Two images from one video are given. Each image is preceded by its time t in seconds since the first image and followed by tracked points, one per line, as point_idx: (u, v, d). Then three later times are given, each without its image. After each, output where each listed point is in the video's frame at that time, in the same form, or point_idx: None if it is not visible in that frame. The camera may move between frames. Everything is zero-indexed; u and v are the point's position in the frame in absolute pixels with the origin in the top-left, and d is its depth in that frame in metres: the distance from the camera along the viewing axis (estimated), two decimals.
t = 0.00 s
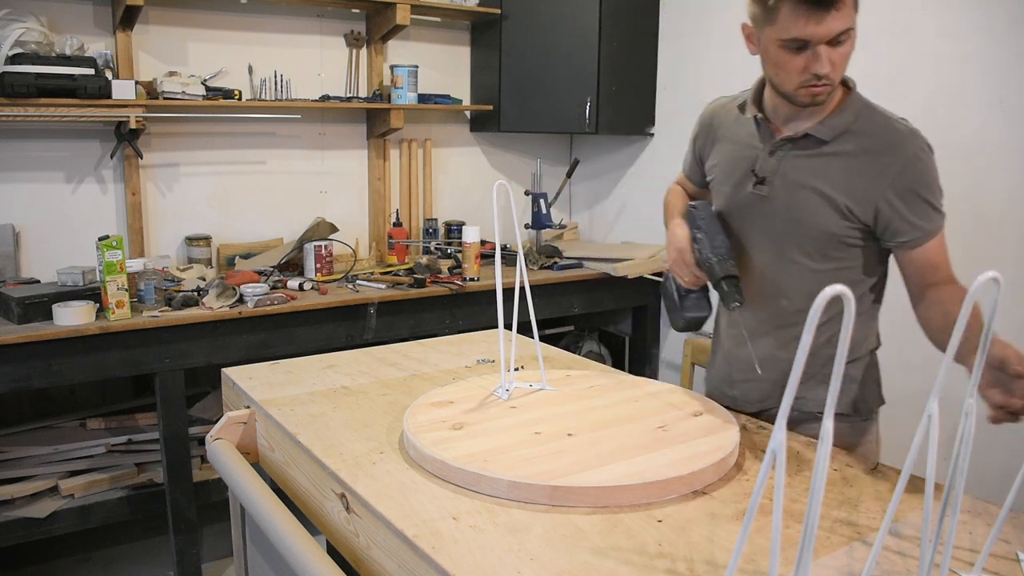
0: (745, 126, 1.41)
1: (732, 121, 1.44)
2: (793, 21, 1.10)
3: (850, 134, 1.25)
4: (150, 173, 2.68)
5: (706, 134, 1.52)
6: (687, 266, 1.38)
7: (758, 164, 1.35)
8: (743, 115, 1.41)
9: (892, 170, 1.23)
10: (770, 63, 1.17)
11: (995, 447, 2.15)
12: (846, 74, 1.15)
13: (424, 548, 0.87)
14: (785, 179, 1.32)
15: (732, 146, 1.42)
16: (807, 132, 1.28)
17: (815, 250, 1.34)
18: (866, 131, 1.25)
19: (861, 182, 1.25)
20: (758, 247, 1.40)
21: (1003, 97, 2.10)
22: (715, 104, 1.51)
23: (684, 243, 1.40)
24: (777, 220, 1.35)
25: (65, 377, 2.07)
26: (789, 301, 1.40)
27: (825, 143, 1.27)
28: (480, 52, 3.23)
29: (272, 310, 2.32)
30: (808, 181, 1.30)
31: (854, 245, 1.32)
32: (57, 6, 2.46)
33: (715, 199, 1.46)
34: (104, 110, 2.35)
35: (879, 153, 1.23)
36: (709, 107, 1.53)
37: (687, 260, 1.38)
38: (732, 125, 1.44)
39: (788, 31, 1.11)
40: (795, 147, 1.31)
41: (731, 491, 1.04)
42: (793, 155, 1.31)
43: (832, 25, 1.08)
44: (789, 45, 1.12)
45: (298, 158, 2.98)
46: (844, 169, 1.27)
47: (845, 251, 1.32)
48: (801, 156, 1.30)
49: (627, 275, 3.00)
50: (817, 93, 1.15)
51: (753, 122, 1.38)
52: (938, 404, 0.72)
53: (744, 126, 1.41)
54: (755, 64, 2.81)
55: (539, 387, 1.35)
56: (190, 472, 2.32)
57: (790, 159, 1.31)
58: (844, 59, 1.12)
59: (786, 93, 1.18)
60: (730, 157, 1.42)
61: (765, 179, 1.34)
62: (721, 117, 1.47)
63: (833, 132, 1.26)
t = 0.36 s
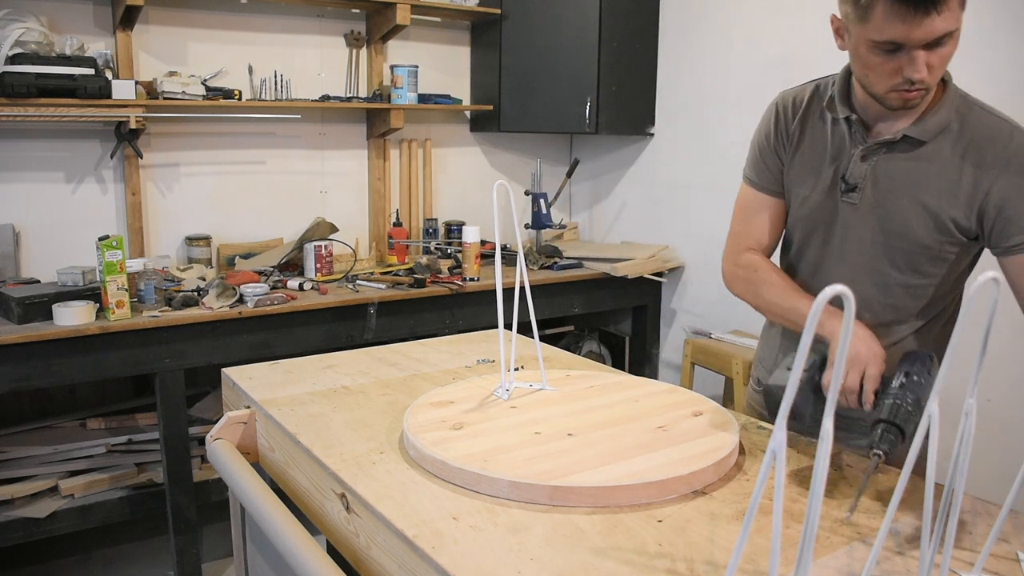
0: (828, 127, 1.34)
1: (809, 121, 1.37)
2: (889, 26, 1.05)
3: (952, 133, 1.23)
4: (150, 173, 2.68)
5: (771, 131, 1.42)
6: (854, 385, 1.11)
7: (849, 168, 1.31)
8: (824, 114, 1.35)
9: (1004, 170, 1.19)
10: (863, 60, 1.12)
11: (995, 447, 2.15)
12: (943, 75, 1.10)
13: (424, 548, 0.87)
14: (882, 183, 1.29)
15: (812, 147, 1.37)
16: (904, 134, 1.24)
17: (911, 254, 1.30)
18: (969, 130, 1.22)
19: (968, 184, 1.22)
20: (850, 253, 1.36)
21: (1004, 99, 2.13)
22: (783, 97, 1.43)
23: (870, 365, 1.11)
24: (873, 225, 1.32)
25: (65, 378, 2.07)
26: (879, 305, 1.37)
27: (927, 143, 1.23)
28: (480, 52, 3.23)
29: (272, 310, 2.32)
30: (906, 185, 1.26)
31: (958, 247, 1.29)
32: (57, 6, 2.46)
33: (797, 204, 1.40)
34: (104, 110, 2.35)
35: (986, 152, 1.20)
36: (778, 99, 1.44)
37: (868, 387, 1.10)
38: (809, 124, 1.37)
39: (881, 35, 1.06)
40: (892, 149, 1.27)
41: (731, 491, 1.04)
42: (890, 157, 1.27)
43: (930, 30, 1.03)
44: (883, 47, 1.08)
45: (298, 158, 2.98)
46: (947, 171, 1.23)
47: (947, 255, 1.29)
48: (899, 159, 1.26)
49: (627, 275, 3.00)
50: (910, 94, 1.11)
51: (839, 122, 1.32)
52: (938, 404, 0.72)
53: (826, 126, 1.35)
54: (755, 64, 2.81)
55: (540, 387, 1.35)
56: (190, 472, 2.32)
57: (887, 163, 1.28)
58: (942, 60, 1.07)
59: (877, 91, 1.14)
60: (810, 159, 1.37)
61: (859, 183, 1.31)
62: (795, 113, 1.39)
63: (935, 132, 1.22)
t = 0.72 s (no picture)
0: (865, 123, 1.26)
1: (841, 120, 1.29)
2: (925, 21, 0.99)
3: (992, 131, 1.18)
4: (150, 173, 2.68)
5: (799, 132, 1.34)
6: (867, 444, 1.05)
7: (883, 169, 1.24)
8: (857, 113, 1.28)
9: None
10: (899, 56, 1.06)
11: (995, 446, 2.15)
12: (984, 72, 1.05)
13: (424, 548, 0.87)
14: (919, 185, 1.22)
15: (845, 147, 1.29)
16: (944, 132, 1.18)
17: (947, 262, 1.23)
18: (1010, 129, 1.17)
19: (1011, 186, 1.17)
20: (881, 260, 1.28)
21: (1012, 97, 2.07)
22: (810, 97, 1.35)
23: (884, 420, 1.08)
24: (906, 230, 1.24)
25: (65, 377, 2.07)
26: (908, 316, 1.30)
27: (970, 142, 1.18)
28: (480, 52, 3.23)
29: (272, 310, 2.32)
30: (944, 186, 1.20)
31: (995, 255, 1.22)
32: (57, 6, 2.46)
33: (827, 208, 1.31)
34: (104, 110, 2.35)
35: None
36: (807, 99, 1.35)
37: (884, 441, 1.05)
38: (839, 123, 1.29)
39: (918, 30, 1.00)
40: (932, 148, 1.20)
41: (731, 491, 1.04)
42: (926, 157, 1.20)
43: (969, 26, 0.97)
44: (919, 44, 1.02)
45: (298, 158, 2.98)
46: (989, 172, 1.17)
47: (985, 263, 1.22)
48: (939, 160, 1.20)
49: (627, 275, 3.00)
50: (947, 94, 1.05)
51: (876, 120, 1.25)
52: (939, 404, 0.72)
53: (858, 124, 1.28)
54: (756, 64, 2.81)
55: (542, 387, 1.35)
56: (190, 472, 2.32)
57: (927, 162, 1.21)
58: (982, 58, 1.02)
59: (912, 90, 1.09)
60: (842, 160, 1.29)
61: (894, 185, 1.23)
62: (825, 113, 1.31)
63: (976, 131, 1.17)
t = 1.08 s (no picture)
0: (867, 122, 1.27)
1: (843, 120, 1.30)
2: (911, 22, 0.99)
3: (994, 132, 1.17)
4: (150, 173, 2.68)
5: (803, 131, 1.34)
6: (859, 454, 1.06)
7: (883, 168, 1.24)
8: (859, 113, 1.28)
9: None
10: (892, 58, 1.06)
11: (995, 446, 2.15)
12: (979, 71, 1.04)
13: (424, 548, 0.87)
14: (919, 184, 1.22)
15: (846, 147, 1.29)
16: (945, 132, 1.18)
17: (947, 263, 1.23)
18: (1012, 129, 1.16)
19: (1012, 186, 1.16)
20: (881, 259, 1.28)
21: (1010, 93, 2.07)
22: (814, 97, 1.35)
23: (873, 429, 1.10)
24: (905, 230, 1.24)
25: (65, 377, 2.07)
26: (907, 317, 1.29)
27: (971, 142, 1.17)
28: (480, 52, 3.23)
29: (272, 310, 2.32)
30: (944, 186, 1.20)
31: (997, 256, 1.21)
32: (57, 6, 2.46)
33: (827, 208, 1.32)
34: (104, 110, 2.35)
35: None
36: (813, 97, 1.36)
37: (879, 453, 1.05)
38: (841, 123, 1.30)
39: (904, 30, 1.01)
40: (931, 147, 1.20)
41: (731, 491, 1.04)
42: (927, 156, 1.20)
43: (954, 25, 0.97)
44: (908, 44, 1.02)
45: (298, 158, 2.98)
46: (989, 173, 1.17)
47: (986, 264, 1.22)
48: (939, 159, 1.20)
49: (627, 275, 3.00)
50: (941, 93, 1.05)
51: (877, 120, 1.25)
52: (939, 404, 0.72)
53: (861, 124, 1.28)
54: (756, 64, 2.81)
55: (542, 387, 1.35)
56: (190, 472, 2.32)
57: (927, 161, 1.20)
58: (974, 55, 1.01)
59: (907, 90, 1.08)
60: (844, 159, 1.29)
61: (894, 184, 1.23)
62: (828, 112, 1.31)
63: (977, 130, 1.16)
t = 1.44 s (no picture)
0: (846, 118, 1.29)
1: (823, 118, 1.34)
2: (800, 20, 1.11)
3: (963, 122, 1.17)
4: (150, 173, 2.68)
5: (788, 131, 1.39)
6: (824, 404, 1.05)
7: (856, 159, 1.25)
8: (839, 110, 1.31)
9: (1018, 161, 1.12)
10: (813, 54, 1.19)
11: (995, 446, 2.15)
12: (871, 71, 1.11)
13: (424, 548, 0.87)
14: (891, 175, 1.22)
15: (825, 143, 1.32)
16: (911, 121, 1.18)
17: (922, 253, 1.21)
18: (982, 120, 1.16)
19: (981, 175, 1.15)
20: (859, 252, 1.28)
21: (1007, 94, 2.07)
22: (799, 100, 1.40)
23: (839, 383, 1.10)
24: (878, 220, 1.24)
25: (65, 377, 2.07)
26: (886, 310, 1.28)
27: (935, 133, 1.18)
28: (481, 52, 3.23)
29: (272, 310, 2.32)
30: (915, 175, 1.20)
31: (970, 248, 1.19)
32: (57, 6, 2.46)
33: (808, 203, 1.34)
34: (104, 110, 2.35)
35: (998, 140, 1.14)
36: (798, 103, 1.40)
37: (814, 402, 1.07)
38: (823, 123, 1.33)
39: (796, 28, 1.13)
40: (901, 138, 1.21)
41: (731, 492, 1.04)
42: (898, 147, 1.21)
43: (819, 28, 1.09)
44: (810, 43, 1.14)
45: (298, 158, 2.98)
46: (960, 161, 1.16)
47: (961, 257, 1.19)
48: (908, 149, 1.20)
49: (627, 275, 3.00)
50: (840, 87, 1.15)
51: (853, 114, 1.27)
52: (939, 404, 0.72)
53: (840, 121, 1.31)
54: (756, 64, 2.80)
55: (543, 387, 1.35)
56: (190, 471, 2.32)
57: (898, 152, 1.21)
58: (857, 55, 1.10)
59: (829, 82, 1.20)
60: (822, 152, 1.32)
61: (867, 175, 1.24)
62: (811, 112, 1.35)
63: (944, 121, 1.17)
